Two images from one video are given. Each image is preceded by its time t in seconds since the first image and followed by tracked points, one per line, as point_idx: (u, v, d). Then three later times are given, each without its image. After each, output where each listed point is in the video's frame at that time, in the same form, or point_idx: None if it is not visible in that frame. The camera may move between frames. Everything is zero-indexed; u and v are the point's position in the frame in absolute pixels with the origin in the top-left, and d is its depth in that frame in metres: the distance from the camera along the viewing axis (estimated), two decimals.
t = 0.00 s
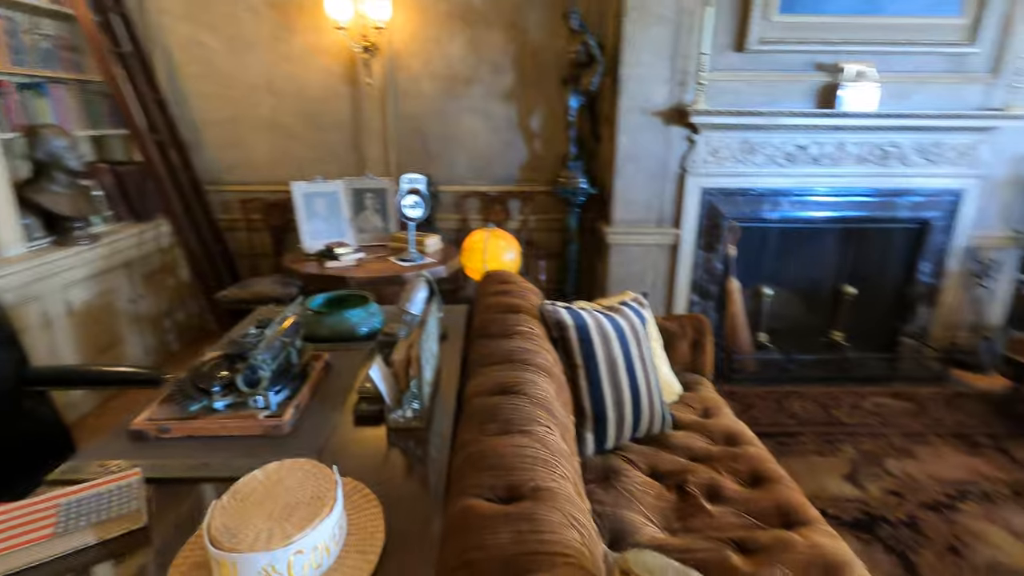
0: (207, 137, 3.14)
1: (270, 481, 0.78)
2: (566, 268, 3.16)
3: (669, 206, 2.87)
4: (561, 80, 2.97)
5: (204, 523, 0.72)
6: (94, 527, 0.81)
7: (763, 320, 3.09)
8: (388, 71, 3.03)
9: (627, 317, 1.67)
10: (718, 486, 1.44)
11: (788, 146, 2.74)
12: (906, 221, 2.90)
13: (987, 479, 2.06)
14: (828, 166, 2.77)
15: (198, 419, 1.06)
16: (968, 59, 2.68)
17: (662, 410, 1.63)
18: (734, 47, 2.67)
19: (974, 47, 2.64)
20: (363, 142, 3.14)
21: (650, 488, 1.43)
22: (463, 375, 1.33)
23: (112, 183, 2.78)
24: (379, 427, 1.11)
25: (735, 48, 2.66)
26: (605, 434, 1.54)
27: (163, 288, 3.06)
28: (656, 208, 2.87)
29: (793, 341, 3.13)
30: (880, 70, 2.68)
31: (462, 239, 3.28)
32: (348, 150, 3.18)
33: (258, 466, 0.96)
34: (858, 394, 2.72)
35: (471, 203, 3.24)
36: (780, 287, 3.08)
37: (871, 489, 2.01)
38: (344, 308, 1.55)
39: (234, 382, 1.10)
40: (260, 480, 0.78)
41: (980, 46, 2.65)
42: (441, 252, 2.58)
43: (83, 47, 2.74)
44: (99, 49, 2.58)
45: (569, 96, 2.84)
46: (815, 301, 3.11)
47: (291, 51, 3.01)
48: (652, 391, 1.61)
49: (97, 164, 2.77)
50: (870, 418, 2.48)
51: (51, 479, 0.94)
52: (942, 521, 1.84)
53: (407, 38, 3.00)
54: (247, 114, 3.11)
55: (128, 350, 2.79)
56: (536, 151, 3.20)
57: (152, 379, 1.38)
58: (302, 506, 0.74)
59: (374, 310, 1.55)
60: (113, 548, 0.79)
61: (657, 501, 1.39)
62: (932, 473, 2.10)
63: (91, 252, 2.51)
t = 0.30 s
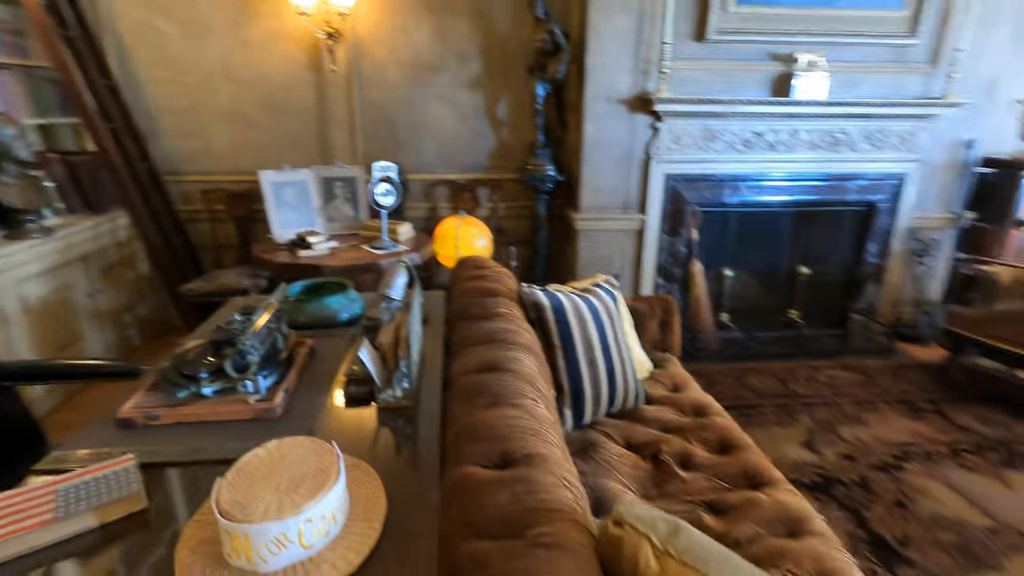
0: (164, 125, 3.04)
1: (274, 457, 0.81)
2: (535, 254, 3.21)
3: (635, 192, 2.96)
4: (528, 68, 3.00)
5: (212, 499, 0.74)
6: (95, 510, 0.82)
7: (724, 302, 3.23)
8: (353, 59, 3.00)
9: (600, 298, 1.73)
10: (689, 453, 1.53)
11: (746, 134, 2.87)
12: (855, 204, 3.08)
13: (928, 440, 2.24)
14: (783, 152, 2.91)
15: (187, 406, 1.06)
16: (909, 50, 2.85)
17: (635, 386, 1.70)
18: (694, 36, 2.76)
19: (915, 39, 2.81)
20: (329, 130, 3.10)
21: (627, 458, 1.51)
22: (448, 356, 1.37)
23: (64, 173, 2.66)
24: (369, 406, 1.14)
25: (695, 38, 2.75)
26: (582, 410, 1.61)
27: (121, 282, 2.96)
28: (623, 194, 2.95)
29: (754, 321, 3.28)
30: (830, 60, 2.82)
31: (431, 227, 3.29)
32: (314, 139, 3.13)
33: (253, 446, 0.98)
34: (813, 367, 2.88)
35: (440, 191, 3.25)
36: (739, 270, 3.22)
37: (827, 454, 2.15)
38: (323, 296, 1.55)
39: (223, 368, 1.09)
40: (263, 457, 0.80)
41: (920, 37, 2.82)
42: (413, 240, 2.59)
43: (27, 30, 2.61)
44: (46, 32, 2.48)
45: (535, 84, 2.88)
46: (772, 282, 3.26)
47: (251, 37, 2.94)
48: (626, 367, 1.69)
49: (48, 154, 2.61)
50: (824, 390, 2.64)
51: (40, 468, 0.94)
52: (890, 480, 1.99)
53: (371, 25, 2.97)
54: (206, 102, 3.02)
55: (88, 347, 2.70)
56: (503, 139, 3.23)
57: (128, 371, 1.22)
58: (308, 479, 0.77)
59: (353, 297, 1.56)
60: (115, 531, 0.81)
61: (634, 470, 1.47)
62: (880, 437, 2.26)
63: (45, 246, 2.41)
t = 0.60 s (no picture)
0: (111, 113, 2.91)
1: (253, 436, 0.81)
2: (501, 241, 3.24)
3: (597, 177, 3.01)
4: (489, 54, 3.01)
5: (193, 478, 0.74)
6: (71, 495, 0.82)
7: (684, 284, 3.33)
8: (311, 44, 2.94)
9: (568, 279, 1.78)
10: (655, 425, 1.60)
11: (702, 119, 2.96)
12: (805, 186, 3.22)
13: (874, 407, 2.39)
14: (737, 137, 3.02)
15: (157, 392, 1.05)
16: (853, 39, 2.99)
17: (602, 363, 1.76)
18: (651, 23, 2.82)
19: (857, 28, 2.95)
20: (287, 118, 3.04)
21: (597, 432, 1.56)
22: (420, 338, 1.39)
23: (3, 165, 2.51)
24: (344, 388, 1.15)
25: (652, 25, 2.82)
26: (552, 388, 1.65)
27: (70, 277, 2.82)
28: (585, 179, 3.00)
29: (712, 300, 3.41)
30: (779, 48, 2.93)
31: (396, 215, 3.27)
32: (272, 127, 3.06)
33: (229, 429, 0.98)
34: (768, 343, 3.02)
35: (404, 179, 3.23)
36: (697, 251, 3.34)
37: (782, 423, 2.28)
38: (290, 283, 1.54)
39: (191, 354, 1.08)
40: (244, 436, 0.81)
41: (862, 27, 2.96)
42: (379, 228, 2.58)
43: None
44: None
45: (497, 71, 2.89)
46: (729, 263, 3.39)
47: (202, 22, 2.84)
48: (593, 346, 1.74)
49: None
50: (779, 364, 2.78)
51: (5, 460, 0.91)
52: (840, 445, 2.12)
53: (328, 10, 2.91)
54: (156, 89, 2.91)
55: (37, 344, 2.58)
56: (466, 126, 3.23)
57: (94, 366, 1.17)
58: (289, 455, 0.78)
59: (322, 284, 1.56)
60: (86, 518, 0.81)
61: (603, 443, 1.53)
62: (830, 406, 2.40)
63: None
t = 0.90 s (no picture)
0: (56, 105, 2.79)
1: (215, 428, 0.81)
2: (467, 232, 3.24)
3: (562, 167, 3.04)
4: (451, 45, 2.99)
5: (153, 471, 0.73)
6: (23, 495, 0.81)
7: (649, 272, 3.40)
8: (268, 34, 2.87)
9: (533, 268, 1.80)
10: (619, 408, 1.64)
11: (663, 110, 3.02)
12: (762, 174, 3.32)
13: (828, 385, 2.50)
14: (696, 127, 3.09)
15: (113, 389, 1.02)
16: (805, 31, 3.09)
17: (568, 349, 1.79)
18: (611, 15, 2.85)
19: (809, 20, 3.05)
20: (245, 109, 2.96)
21: (563, 417, 1.59)
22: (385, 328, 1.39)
23: None
24: (309, 378, 1.15)
25: (612, 16, 2.85)
26: (519, 375, 1.67)
27: (18, 278, 2.60)
28: (550, 170, 3.03)
29: (674, 288, 3.52)
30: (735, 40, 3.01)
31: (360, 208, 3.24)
32: (229, 119, 2.98)
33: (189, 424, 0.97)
34: (730, 327, 3.11)
35: (368, 171, 3.20)
36: (661, 240, 3.41)
37: (742, 403, 2.36)
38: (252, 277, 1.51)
39: (149, 350, 1.07)
40: (205, 428, 0.80)
41: (813, 19, 3.06)
42: (342, 221, 2.55)
43: None
44: None
45: (459, 61, 2.87)
46: (691, 251, 3.47)
47: (152, 9, 2.74)
48: (559, 332, 1.76)
49: None
50: (740, 347, 2.87)
51: None
52: (797, 422, 2.21)
53: None
54: (104, 79, 2.80)
55: None
56: (430, 117, 3.20)
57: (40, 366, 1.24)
58: (253, 444, 0.77)
59: (284, 277, 1.53)
60: (46, 514, 0.81)
61: (569, 426, 1.56)
62: (788, 385, 2.49)
63: None
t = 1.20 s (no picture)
0: None
1: (150, 427, 0.79)
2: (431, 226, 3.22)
3: (524, 159, 3.04)
4: (409, 36, 2.96)
5: (81, 472, 0.72)
6: None
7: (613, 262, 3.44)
8: (218, 25, 2.79)
9: (491, 259, 1.80)
10: (578, 395, 1.66)
11: (623, 101, 3.05)
12: (721, 163, 3.38)
13: (784, 367, 2.57)
14: (656, 118, 3.13)
15: (47, 392, 0.99)
16: (759, 22, 3.15)
17: (528, 340, 1.80)
18: (569, 6, 2.85)
19: (762, 12, 3.11)
20: (197, 103, 2.88)
21: (522, 406, 1.61)
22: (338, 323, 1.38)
23: None
24: (256, 374, 1.13)
25: (570, 8, 2.85)
26: (478, 366, 1.67)
27: None
28: (512, 162, 3.03)
29: (638, 276, 3.58)
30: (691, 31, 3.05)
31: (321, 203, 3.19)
32: (181, 113, 2.90)
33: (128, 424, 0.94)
34: (692, 314, 3.17)
35: (328, 165, 3.15)
36: (624, 230, 3.46)
37: (702, 387, 2.41)
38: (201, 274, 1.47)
39: (86, 351, 1.05)
40: (139, 428, 0.79)
41: (767, 10, 3.12)
42: (300, 216, 2.51)
43: None
44: None
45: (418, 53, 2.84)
46: (654, 240, 3.52)
47: None
48: (518, 323, 1.77)
49: None
50: (701, 333, 2.93)
51: None
52: (753, 404, 2.28)
53: None
54: (44, 73, 2.68)
55: None
56: (390, 110, 3.17)
57: None
58: (188, 442, 0.76)
59: (234, 273, 1.49)
60: None
61: (528, 416, 1.58)
62: (746, 369, 2.56)
63: None
